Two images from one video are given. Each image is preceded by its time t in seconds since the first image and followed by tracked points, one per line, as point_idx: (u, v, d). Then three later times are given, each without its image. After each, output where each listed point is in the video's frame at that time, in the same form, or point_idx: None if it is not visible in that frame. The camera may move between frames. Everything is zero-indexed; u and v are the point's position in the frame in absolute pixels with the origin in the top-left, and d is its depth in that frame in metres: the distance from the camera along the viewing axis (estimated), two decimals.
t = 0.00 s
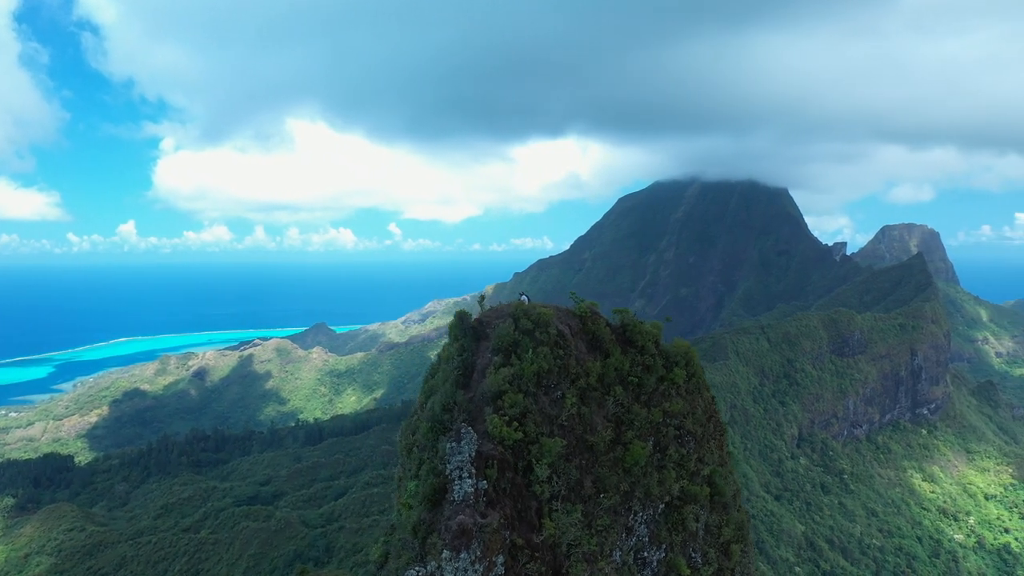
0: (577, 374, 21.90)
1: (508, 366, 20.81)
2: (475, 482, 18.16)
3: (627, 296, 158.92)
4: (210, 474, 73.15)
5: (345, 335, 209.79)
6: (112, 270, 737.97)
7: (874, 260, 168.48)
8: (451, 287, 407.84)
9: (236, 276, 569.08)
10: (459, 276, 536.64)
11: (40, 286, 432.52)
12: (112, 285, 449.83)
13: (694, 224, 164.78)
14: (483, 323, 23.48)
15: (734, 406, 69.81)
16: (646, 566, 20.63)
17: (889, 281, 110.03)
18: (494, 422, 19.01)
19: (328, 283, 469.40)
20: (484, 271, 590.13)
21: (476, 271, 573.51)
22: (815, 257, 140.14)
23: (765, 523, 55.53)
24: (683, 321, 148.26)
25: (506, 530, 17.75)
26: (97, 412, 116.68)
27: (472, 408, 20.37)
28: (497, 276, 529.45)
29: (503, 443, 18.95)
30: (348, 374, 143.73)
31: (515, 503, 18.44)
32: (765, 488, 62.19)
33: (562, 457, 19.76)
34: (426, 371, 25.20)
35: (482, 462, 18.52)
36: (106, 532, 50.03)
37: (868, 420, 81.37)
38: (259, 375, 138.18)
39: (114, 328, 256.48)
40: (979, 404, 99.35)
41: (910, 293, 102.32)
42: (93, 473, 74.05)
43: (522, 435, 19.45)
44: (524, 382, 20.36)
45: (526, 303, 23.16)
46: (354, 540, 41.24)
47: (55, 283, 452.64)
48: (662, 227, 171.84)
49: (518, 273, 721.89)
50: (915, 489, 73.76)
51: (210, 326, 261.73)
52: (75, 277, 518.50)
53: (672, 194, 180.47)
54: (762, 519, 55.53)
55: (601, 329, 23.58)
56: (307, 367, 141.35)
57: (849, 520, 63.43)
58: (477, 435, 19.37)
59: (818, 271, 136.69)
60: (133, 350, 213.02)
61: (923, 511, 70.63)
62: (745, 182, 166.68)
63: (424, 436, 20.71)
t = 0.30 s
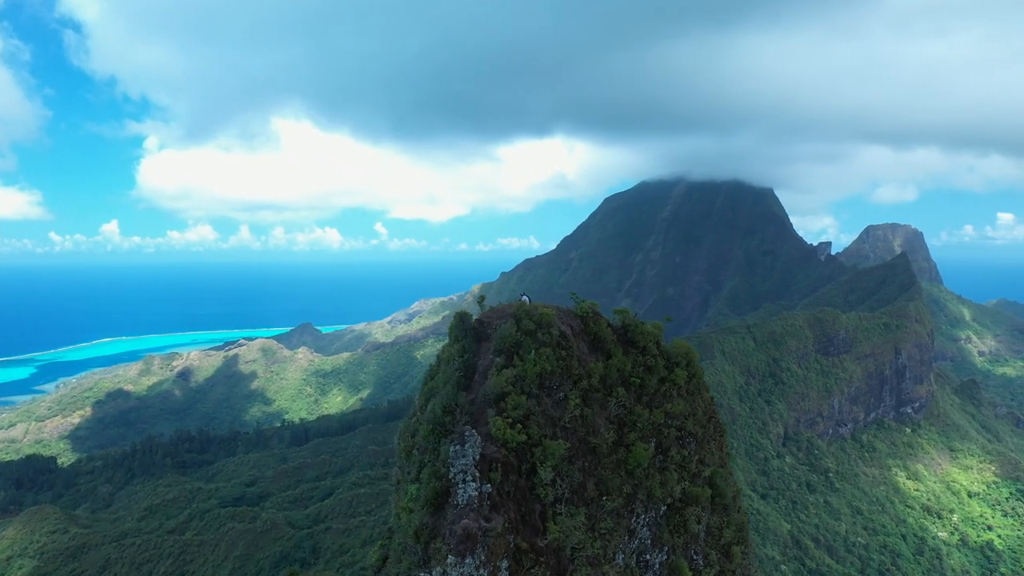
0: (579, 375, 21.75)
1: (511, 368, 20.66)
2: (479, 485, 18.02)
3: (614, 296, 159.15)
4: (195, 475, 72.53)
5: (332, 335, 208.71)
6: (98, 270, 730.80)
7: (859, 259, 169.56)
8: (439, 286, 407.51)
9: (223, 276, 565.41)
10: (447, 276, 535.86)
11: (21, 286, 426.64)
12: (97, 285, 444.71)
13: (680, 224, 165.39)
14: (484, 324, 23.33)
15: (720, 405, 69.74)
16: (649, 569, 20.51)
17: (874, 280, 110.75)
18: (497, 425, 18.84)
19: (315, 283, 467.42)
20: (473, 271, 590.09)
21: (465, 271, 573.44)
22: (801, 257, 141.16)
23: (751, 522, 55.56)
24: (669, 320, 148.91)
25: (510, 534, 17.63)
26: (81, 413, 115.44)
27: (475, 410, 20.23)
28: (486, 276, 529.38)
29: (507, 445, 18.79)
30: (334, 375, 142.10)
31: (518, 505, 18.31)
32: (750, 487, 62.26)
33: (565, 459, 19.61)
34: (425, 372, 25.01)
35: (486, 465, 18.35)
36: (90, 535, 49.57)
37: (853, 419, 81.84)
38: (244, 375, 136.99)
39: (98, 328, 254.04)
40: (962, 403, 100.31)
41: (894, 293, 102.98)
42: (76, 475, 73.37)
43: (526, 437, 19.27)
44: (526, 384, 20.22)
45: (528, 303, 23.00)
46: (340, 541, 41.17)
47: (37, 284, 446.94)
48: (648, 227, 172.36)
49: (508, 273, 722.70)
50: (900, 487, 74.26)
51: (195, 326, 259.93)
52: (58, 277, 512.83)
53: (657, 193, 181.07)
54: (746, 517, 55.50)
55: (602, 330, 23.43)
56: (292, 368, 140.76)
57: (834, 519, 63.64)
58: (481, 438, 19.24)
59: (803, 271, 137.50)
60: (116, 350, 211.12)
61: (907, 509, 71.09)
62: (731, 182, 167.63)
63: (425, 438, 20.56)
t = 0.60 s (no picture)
0: (581, 377, 21.59)
1: (513, 369, 20.47)
2: (483, 488, 17.86)
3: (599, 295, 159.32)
4: (178, 477, 71.81)
5: (317, 335, 207.62)
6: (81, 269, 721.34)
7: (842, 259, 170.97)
8: (425, 286, 406.87)
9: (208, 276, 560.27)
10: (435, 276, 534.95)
11: None
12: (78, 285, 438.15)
13: (665, 224, 166.07)
14: (485, 324, 23.13)
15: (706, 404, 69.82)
16: (651, 571, 20.43)
17: (857, 279, 111.51)
18: (499, 427, 18.69)
19: (301, 283, 464.91)
20: (460, 271, 589.81)
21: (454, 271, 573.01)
22: (785, 256, 141.53)
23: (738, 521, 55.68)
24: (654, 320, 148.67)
25: (514, 538, 17.48)
26: (62, 414, 113.95)
27: (476, 412, 20.07)
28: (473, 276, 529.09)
29: (510, 447, 18.64)
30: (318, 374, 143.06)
31: (522, 509, 18.15)
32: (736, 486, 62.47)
33: (569, 461, 19.47)
34: (424, 373, 24.77)
35: (490, 468, 18.21)
36: (72, 537, 48.76)
37: (837, 417, 82.39)
38: (228, 375, 135.33)
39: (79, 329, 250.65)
40: (944, 401, 101.44)
41: (877, 293, 103.86)
42: (58, 476, 72.55)
43: (529, 439, 19.07)
44: (529, 385, 20.03)
45: (530, 303, 22.83)
46: (327, 542, 41.09)
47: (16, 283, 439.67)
48: (634, 227, 172.98)
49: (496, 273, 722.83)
50: (884, 485, 74.84)
51: (177, 326, 257.51)
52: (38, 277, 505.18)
53: (642, 194, 181.98)
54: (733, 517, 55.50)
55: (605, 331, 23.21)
56: (277, 368, 139.78)
57: (818, 516, 63.95)
58: (485, 440, 19.08)
59: (787, 270, 137.93)
60: (98, 351, 208.62)
61: (891, 506, 71.68)
62: (716, 182, 168.73)
63: (426, 441, 20.34)
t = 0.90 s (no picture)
0: (583, 378, 21.42)
1: (516, 370, 20.26)
2: (487, 492, 17.73)
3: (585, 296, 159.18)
4: (162, 479, 71.02)
5: (302, 336, 206.36)
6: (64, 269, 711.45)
7: (825, 259, 172.30)
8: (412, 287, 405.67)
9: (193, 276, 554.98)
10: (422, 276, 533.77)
11: None
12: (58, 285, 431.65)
13: (650, 224, 166.42)
14: (486, 325, 22.91)
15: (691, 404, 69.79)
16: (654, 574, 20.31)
17: (840, 280, 112.14)
18: (503, 429, 18.52)
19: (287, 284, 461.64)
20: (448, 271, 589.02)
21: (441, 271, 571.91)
22: (769, 257, 142.74)
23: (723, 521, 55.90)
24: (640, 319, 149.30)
25: (519, 542, 17.35)
26: (42, 416, 112.27)
27: (478, 413, 19.84)
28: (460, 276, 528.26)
29: (514, 450, 18.48)
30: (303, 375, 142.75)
31: (526, 513, 18.02)
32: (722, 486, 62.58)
33: (572, 463, 19.34)
34: (422, 374, 24.53)
35: (494, 471, 18.09)
36: (54, 540, 47.98)
37: (821, 417, 82.89)
38: (212, 376, 133.83)
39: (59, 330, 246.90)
40: (926, 400, 102.48)
41: (860, 293, 104.57)
42: (38, 479, 71.58)
43: (533, 442, 18.91)
44: (532, 387, 19.83)
45: (531, 304, 22.65)
46: (312, 545, 40.90)
47: None
48: (619, 227, 173.01)
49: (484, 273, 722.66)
50: (867, 484, 75.47)
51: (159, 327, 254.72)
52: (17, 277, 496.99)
53: (627, 194, 182.33)
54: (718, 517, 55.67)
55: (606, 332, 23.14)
56: (261, 369, 138.34)
57: (803, 515, 64.00)
58: (489, 443, 18.94)
59: (772, 270, 139.05)
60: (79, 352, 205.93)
61: (874, 505, 72.16)
62: (700, 182, 169.69)
63: (426, 443, 20.11)
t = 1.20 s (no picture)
0: (586, 379, 21.26)
1: (519, 372, 20.13)
2: (492, 496, 17.65)
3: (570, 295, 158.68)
4: (144, 480, 70.37)
5: (286, 336, 205.04)
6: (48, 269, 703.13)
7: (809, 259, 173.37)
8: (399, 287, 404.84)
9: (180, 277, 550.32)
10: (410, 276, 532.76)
11: None
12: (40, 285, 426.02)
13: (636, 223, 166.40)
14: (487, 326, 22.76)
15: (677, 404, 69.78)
16: None
17: (823, 280, 112.59)
18: (507, 432, 18.39)
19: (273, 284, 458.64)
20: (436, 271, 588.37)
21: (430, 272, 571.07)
22: (754, 256, 143.12)
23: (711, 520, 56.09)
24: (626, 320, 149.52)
25: (524, 547, 17.29)
26: (22, 418, 110.69)
27: (481, 415, 19.66)
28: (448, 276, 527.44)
29: (518, 453, 18.37)
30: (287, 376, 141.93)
31: (531, 517, 17.93)
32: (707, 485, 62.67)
33: (576, 466, 19.24)
34: (421, 375, 24.33)
35: (498, 475, 18.00)
36: (36, 543, 47.37)
37: (805, 416, 83.32)
38: (195, 377, 132.65)
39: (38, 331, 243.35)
40: (909, 400, 103.36)
41: (844, 293, 105.05)
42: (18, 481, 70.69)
43: (537, 445, 18.79)
44: (535, 388, 19.70)
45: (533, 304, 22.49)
46: (297, 545, 40.57)
47: None
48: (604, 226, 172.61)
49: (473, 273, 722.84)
50: (851, 482, 75.74)
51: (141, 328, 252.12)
52: None
53: (613, 193, 182.39)
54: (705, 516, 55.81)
55: (609, 332, 22.73)
56: (244, 369, 137.17)
57: (788, 514, 63.95)
58: (494, 446, 18.80)
59: (756, 270, 139.68)
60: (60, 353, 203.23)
61: (857, 503, 72.54)
62: (685, 182, 170.51)
63: (428, 446, 19.96)
